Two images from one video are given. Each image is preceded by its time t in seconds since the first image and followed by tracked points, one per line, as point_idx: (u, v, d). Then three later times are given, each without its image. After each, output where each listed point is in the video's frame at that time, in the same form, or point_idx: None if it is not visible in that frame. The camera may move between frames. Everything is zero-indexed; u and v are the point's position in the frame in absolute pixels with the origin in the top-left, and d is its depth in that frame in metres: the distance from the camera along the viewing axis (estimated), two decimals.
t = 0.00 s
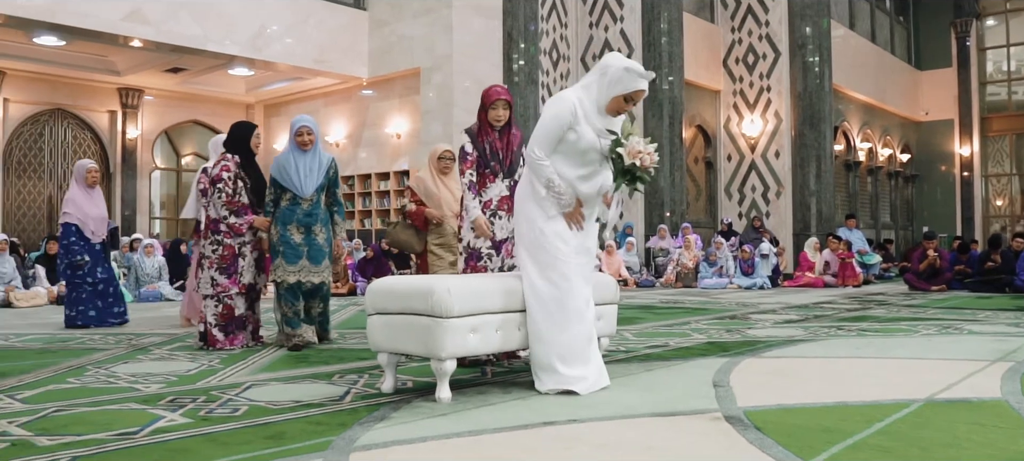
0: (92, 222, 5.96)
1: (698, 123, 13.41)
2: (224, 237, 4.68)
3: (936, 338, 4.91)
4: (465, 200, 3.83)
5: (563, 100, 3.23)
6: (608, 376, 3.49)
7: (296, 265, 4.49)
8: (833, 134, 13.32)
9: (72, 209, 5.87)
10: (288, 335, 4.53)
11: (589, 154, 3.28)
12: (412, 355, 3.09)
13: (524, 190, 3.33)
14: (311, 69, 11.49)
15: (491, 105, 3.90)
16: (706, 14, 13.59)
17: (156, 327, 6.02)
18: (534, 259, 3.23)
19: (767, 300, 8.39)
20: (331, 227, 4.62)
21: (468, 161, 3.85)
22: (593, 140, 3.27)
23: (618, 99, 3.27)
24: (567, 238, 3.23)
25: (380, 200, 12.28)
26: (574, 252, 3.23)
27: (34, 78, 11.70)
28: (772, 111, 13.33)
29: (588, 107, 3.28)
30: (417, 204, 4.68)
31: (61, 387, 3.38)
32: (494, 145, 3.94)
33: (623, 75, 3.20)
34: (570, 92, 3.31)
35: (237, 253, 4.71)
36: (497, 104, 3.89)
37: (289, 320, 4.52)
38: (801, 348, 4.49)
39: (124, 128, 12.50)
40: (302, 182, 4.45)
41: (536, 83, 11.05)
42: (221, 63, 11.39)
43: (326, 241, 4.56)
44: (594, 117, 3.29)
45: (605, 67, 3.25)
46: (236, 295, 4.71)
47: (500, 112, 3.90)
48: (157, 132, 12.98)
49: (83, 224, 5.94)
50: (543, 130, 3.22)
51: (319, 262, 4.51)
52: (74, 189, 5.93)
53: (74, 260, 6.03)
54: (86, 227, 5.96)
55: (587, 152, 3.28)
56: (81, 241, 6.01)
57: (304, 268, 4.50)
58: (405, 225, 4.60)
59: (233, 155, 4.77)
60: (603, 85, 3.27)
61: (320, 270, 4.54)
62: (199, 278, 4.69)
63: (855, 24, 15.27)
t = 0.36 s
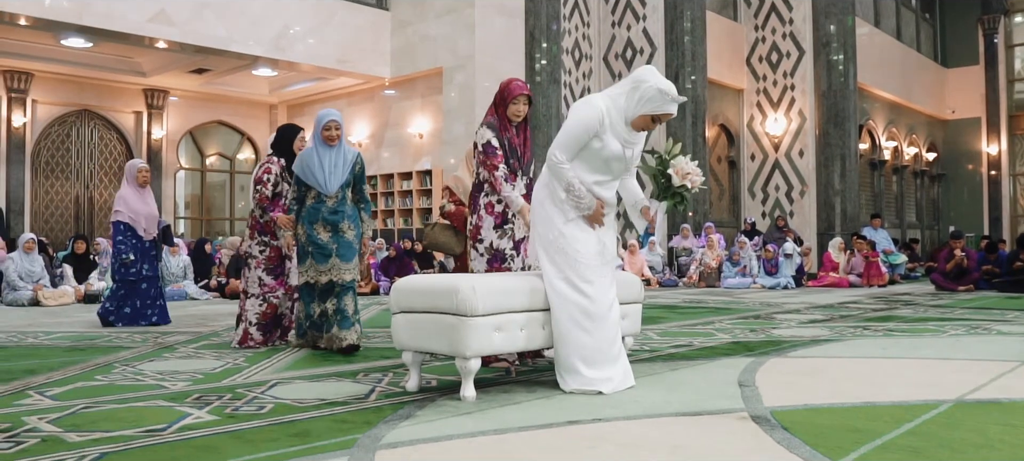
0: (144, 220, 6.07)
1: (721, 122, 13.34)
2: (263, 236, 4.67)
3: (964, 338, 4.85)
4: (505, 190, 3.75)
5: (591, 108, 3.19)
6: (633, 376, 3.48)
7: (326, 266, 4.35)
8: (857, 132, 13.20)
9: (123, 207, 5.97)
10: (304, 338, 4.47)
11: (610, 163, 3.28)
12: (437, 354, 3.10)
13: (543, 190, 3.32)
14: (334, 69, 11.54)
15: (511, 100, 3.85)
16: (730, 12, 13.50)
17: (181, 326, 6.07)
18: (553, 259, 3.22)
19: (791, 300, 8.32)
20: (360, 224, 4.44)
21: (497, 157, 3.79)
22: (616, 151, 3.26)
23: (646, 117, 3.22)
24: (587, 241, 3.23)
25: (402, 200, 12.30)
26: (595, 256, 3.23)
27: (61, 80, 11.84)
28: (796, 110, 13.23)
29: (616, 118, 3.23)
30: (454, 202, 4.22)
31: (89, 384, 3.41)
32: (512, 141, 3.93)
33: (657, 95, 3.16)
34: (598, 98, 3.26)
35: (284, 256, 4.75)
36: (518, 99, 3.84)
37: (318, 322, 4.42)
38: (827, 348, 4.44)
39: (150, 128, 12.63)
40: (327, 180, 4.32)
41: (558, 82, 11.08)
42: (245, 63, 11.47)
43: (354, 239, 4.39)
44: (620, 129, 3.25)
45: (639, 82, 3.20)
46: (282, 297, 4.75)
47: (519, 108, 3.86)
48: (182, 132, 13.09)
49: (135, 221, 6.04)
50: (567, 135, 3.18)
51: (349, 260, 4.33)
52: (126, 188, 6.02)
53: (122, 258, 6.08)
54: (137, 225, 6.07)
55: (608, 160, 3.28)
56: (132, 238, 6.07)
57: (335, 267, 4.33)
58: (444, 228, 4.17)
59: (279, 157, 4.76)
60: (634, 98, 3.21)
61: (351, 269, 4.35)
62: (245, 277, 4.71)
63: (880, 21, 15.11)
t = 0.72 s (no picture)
0: (170, 220, 6.01)
1: (734, 121, 13.30)
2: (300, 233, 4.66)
3: (980, 337, 4.82)
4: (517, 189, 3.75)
5: (598, 104, 3.19)
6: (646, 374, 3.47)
7: (338, 261, 4.24)
8: (872, 131, 13.13)
9: (149, 205, 5.95)
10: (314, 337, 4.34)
11: (622, 158, 3.26)
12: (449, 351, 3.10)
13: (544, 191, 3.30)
14: (346, 69, 11.56)
15: (526, 99, 3.84)
16: (743, 11, 13.44)
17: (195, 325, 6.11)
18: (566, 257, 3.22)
19: (804, 299, 8.28)
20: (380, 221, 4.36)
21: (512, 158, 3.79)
22: (627, 145, 3.24)
23: (652, 109, 3.23)
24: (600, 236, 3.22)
25: (415, 199, 12.31)
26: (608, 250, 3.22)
27: (76, 79, 11.91)
28: (809, 108, 13.17)
29: (623, 113, 3.23)
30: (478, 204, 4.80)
31: (103, 382, 3.43)
32: (524, 140, 3.92)
33: (662, 83, 3.17)
34: (604, 94, 3.26)
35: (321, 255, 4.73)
36: (533, 99, 3.83)
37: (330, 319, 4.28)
38: (841, 347, 4.42)
39: (164, 128, 12.68)
40: (349, 173, 4.21)
41: (570, 81, 11.06)
42: (258, 63, 11.51)
43: (374, 236, 4.30)
44: (629, 123, 3.24)
45: (643, 72, 3.20)
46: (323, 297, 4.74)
47: (533, 107, 3.85)
48: (196, 132, 13.14)
49: (162, 222, 6.00)
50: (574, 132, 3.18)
51: (362, 258, 4.24)
52: (157, 186, 6.03)
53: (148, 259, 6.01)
54: (164, 225, 6.02)
55: (619, 156, 3.25)
56: (159, 237, 6.02)
57: (347, 264, 4.24)
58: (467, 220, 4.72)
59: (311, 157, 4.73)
60: (641, 90, 3.21)
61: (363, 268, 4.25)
62: (284, 278, 4.72)
63: (894, 19, 15.03)
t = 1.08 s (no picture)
0: (192, 220, 6.03)
1: (740, 121, 13.28)
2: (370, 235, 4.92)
3: (987, 337, 4.81)
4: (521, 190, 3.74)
5: (587, 127, 3.26)
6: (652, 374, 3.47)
7: (341, 266, 4.10)
8: (878, 131, 13.09)
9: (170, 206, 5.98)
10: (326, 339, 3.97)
11: (618, 176, 3.30)
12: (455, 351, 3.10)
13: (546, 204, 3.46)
14: (352, 69, 11.58)
15: (532, 99, 3.82)
16: (748, 11, 13.42)
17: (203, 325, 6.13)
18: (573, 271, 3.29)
19: (810, 299, 8.26)
20: (383, 225, 4.26)
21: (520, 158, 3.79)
22: (622, 162, 3.27)
23: (645, 124, 3.23)
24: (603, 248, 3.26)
25: (420, 199, 12.30)
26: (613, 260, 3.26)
27: (83, 80, 11.95)
28: (815, 108, 13.15)
29: (616, 131, 3.27)
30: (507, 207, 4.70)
31: (110, 382, 3.44)
32: (530, 140, 3.93)
33: (647, 97, 3.14)
34: (598, 117, 3.33)
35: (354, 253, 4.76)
36: (539, 99, 3.81)
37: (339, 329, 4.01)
38: (848, 347, 4.41)
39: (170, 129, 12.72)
40: (354, 172, 4.13)
41: (576, 81, 11.08)
42: (264, 63, 11.53)
43: (376, 239, 4.22)
44: (623, 143, 3.27)
45: (632, 89, 3.21)
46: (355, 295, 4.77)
47: (539, 107, 3.83)
48: (202, 132, 13.17)
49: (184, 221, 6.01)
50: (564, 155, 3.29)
51: (363, 264, 4.16)
52: (176, 187, 6.09)
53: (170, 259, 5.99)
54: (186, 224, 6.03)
55: (616, 173, 3.30)
56: (181, 238, 6.04)
57: (350, 269, 4.12)
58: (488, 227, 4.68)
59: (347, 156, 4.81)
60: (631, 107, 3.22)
61: (365, 274, 4.18)
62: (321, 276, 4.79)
63: (901, 19, 14.99)
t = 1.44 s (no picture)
0: (221, 220, 6.02)
1: (747, 120, 13.25)
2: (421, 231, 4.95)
3: (994, 337, 4.79)
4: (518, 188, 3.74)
5: (588, 146, 3.32)
6: (658, 373, 3.47)
7: (347, 262, 3.88)
8: (885, 130, 13.06)
9: (200, 206, 5.96)
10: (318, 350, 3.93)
11: (619, 195, 3.34)
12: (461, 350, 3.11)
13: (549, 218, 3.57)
14: (358, 69, 11.59)
15: (540, 100, 3.82)
16: (754, 9, 13.38)
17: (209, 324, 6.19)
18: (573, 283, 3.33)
19: (817, 299, 8.24)
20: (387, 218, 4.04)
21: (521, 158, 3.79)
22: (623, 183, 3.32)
23: (647, 149, 3.25)
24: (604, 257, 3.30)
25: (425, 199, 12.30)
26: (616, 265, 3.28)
27: (90, 81, 11.98)
28: (822, 107, 13.12)
29: (618, 154, 3.30)
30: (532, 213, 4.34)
31: (117, 381, 3.46)
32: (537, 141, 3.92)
33: (650, 124, 3.16)
34: (602, 137, 3.36)
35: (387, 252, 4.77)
36: (547, 100, 3.81)
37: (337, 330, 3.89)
38: (855, 346, 4.39)
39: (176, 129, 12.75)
40: (353, 165, 3.91)
41: (582, 81, 11.10)
42: (270, 63, 11.55)
43: (382, 232, 3.97)
44: (625, 164, 3.30)
45: (636, 113, 3.23)
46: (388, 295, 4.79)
47: (545, 108, 3.83)
48: (208, 132, 13.20)
49: (212, 221, 6.01)
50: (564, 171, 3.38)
51: (372, 254, 3.88)
52: (203, 186, 6.05)
53: (203, 257, 6.05)
54: (214, 224, 6.02)
55: (617, 193, 3.34)
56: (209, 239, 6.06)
57: (358, 263, 3.86)
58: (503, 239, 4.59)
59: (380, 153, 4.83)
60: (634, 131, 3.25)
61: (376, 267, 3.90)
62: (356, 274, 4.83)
63: (907, 17, 14.93)
